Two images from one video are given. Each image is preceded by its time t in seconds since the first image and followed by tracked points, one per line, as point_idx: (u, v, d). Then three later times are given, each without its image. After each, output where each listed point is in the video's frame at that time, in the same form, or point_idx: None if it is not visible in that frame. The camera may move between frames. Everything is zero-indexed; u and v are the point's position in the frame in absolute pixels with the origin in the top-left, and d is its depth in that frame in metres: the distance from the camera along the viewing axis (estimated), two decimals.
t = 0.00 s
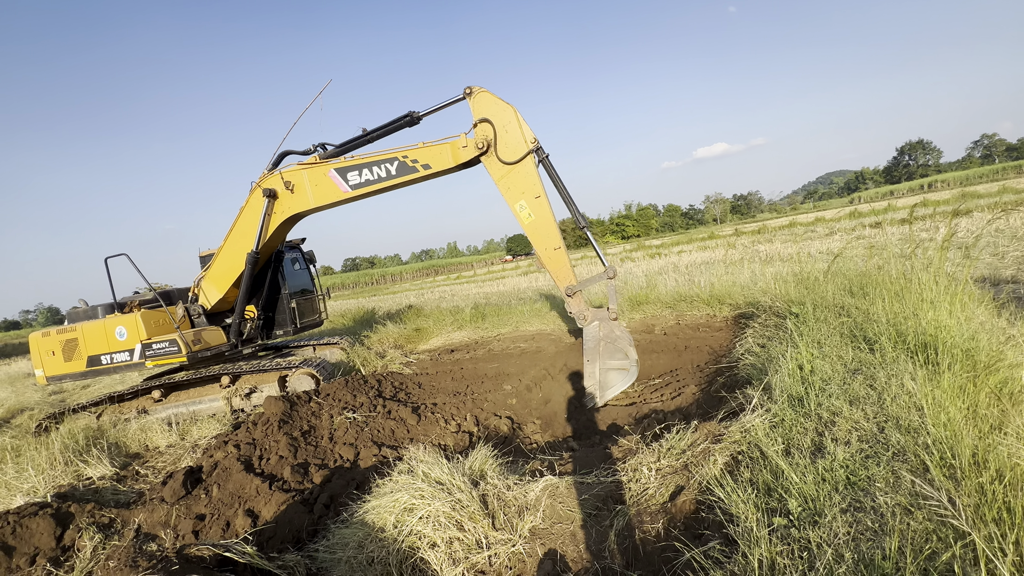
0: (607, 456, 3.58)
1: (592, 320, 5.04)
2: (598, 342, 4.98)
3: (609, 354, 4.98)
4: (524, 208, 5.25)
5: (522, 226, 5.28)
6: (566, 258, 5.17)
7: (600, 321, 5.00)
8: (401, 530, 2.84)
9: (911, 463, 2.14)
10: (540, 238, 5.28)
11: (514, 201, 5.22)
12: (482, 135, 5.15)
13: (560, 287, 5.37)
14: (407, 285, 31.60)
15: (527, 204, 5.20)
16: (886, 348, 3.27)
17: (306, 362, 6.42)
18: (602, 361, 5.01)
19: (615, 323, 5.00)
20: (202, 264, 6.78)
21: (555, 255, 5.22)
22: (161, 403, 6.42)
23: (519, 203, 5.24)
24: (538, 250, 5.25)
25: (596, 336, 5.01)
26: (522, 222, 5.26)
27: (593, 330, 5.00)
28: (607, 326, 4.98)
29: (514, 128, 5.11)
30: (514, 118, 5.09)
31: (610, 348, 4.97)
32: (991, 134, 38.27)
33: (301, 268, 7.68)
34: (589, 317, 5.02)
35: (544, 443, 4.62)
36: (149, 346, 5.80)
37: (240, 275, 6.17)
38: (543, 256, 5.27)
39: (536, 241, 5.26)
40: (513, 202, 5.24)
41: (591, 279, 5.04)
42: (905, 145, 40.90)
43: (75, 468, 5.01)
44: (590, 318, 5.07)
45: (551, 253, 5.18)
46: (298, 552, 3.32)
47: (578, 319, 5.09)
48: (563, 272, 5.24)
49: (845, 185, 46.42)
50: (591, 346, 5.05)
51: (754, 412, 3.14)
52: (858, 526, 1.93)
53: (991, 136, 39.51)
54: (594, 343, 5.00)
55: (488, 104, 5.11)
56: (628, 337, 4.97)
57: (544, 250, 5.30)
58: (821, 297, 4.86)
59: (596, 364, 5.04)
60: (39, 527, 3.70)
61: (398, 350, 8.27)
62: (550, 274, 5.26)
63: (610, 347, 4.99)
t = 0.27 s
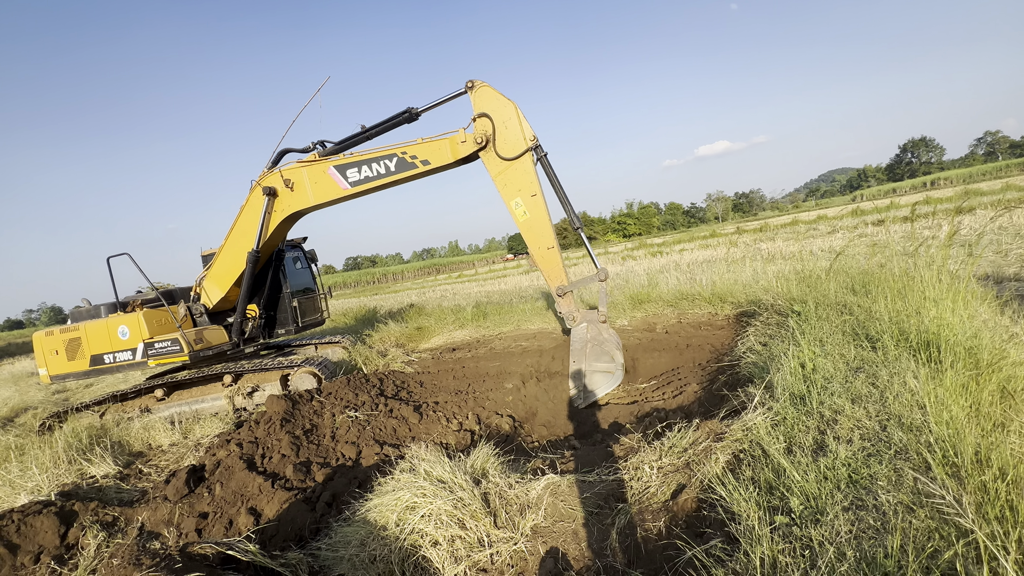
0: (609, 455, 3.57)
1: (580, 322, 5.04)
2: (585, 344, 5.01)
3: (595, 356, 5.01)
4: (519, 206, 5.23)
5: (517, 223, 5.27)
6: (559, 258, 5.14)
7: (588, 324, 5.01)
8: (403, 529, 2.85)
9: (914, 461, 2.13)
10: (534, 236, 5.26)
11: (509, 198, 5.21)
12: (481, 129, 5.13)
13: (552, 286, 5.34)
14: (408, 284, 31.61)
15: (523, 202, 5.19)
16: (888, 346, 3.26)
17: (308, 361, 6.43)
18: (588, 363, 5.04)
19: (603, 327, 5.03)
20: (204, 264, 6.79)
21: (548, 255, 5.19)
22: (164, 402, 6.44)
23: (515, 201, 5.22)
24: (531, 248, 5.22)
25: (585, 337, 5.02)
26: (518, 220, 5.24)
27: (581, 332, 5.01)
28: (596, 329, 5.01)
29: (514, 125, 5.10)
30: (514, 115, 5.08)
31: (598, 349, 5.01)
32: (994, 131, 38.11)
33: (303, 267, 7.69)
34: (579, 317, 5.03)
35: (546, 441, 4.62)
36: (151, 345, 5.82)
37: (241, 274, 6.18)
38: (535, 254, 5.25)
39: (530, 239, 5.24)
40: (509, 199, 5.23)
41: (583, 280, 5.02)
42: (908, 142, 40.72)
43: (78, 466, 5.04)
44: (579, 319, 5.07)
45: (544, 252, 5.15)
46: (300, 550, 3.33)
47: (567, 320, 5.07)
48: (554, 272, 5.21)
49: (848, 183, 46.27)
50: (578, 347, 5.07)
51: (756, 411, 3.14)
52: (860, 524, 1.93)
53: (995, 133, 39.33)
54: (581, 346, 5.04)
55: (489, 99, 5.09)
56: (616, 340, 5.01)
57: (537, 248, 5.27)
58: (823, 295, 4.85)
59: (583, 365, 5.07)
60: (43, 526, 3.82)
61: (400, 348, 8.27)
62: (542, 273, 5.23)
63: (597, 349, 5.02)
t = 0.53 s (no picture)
0: (609, 454, 3.57)
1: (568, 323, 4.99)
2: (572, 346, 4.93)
3: (582, 358, 4.91)
4: (514, 205, 5.21)
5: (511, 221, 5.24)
6: (551, 257, 5.09)
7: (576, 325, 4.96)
8: (403, 527, 2.85)
9: (915, 459, 2.12)
10: (528, 235, 5.23)
11: (505, 195, 5.19)
12: (480, 125, 5.12)
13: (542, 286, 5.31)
14: (409, 283, 31.64)
15: (518, 200, 5.16)
16: (890, 344, 3.25)
17: (309, 360, 6.44)
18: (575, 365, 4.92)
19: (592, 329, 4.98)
20: (205, 263, 6.80)
21: (541, 254, 5.14)
22: (165, 401, 6.46)
23: (510, 199, 5.21)
24: (524, 247, 5.19)
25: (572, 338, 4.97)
26: (512, 218, 5.22)
27: (569, 333, 4.95)
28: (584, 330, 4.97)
29: (514, 123, 5.08)
30: (515, 112, 5.06)
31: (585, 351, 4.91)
32: (997, 129, 37.99)
33: (303, 266, 7.70)
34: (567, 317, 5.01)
35: (546, 440, 4.62)
36: (152, 345, 5.82)
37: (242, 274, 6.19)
38: (528, 254, 5.21)
39: (523, 237, 5.21)
40: (504, 197, 5.21)
41: (574, 281, 4.99)
42: (910, 140, 40.59)
43: (80, 465, 5.06)
44: (568, 320, 5.07)
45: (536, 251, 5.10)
46: (301, 548, 3.34)
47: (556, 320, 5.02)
48: (544, 272, 5.18)
49: (849, 181, 46.18)
50: (566, 349, 5.00)
51: (756, 409, 3.13)
52: (860, 523, 1.92)
53: (998, 130, 39.19)
54: (568, 347, 4.95)
55: (490, 94, 5.07)
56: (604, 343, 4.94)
57: (529, 248, 5.24)
58: (824, 293, 4.84)
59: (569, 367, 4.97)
60: (45, 524, 3.86)
61: (401, 347, 8.28)
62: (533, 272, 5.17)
63: (584, 351, 4.94)
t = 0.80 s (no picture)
0: (609, 452, 3.57)
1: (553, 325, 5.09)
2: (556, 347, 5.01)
3: (566, 361, 4.98)
4: (509, 204, 5.23)
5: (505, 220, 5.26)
6: (541, 259, 5.09)
7: (560, 328, 5.05)
8: (403, 526, 2.85)
9: (915, 458, 2.11)
10: (521, 235, 5.24)
11: (500, 194, 5.22)
12: (479, 122, 5.10)
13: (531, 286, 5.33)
14: (410, 281, 31.66)
15: (512, 199, 5.18)
16: (891, 343, 3.24)
17: (309, 359, 6.45)
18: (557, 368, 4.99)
19: (578, 333, 5.03)
20: (206, 262, 6.80)
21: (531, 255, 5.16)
22: (166, 400, 6.47)
23: (505, 198, 5.23)
24: (515, 247, 5.22)
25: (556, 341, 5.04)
26: (506, 217, 5.24)
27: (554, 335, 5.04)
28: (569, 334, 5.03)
29: (514, 122, 5.05)
30: (515, 111, 5.04)
31: (569, 355, 4.97)
32: (1000, 126, 37.83)
33: (304, 265, 7.71)
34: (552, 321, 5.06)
35: (546, 438, 4.62)
36: (152, 344, 5.83)
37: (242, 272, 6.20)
38: (519, 253, 5.23)
39: (516, 237, 5.23)
40: (500, 196, 5.24)
41: (560, 285, 4.99)
42: (913, 137, 40.43)
43: (81, 464, 5.07)
44: (555, 323, 5.12)
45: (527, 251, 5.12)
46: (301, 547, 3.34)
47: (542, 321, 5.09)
48: (533, 273, 5.20)
49: (851, 178, 46.06)
50: (550, 351, 5.07)
51: (757, 408, 3.12)
52: (861, 522, 1.91)
53: (1001, 127, 39.03)
54: (552, 349, 5.04)
55: (491, 92, 5.04)
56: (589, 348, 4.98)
57: (521, 248, 5.27)
58: (825, 291, 4.82)
59: (552, 369, 5.04)
60: (46, 524, 3.88)
61: (402, 346, 8.29)
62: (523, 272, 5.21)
63: (568, 355, 5.00)
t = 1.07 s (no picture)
0: (608, 451, 3.56)
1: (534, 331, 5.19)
2: (535, 354, 5.12)
3: (545, 368, 5.08)
4: (502, 205, 5.23)
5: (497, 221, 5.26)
6: (530, 263, 5.13)
7: (541, 335, 5.12)
8: (400, 526, 2.84)
9: (915, 457, 2.09)
10: (512, 237, 5.24)
11: (494, 195, 5.21)
12: (478, 120, 5.08)
13: (517, 289, 5.37)
14: (412, 280, 31.67)
15: (506, 201, 5.18)
16: (891, 341, 3.21)
17: (309, 358, 6.45)
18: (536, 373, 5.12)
19: (559, 340, 5.13)
20: (206, 261, 6.81)
21: (520, 259, 5.18)
22: (167, 399, 6.48)
23: (499, 199, 5.22)
24: (505, 249, 5.23)
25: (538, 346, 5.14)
26: (498, 218, 5.25)
27: (534, 342, 5.14)
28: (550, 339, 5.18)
29: (514, 123, 5.04)
30: (516, 113, 5.02)
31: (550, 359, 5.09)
32: (1004, 122, 37.62)
33: (304, 263, 7.71)
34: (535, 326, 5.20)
35: (546, 437, 4.62)
36: (152, 343, 5.83)
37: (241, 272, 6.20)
38: (509, 256, 5.24)
39: (507, 239, 5.24)
40: (493, 196, 5.23)
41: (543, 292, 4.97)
42: (916, 133, 40.19)
43: (82, 464, 5.09)
44: (537, 329, 5.25)
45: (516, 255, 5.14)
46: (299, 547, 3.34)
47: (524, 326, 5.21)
48: (520, 277, 5.25)
49: (854, 175, 45.88)
50: (530, 356, 5.20)
51: (756, 406, 3.10)
52: (859, 522, 1.89)
53: (1004, 123, 38.82)
54: (533, 354, 5.16)
55: (493, 90, 5.01)
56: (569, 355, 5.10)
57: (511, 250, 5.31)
58: (826, 289, 4.79)
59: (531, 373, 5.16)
60: (46, 523, 3.89)
61: (402, 344, 8.29)
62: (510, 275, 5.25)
63: (548, 362, 5.12)
